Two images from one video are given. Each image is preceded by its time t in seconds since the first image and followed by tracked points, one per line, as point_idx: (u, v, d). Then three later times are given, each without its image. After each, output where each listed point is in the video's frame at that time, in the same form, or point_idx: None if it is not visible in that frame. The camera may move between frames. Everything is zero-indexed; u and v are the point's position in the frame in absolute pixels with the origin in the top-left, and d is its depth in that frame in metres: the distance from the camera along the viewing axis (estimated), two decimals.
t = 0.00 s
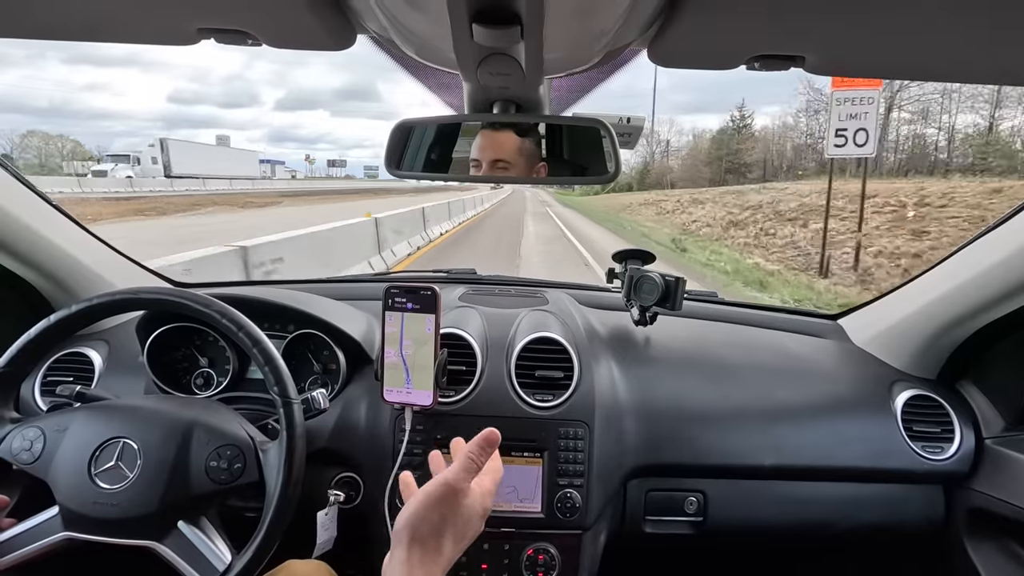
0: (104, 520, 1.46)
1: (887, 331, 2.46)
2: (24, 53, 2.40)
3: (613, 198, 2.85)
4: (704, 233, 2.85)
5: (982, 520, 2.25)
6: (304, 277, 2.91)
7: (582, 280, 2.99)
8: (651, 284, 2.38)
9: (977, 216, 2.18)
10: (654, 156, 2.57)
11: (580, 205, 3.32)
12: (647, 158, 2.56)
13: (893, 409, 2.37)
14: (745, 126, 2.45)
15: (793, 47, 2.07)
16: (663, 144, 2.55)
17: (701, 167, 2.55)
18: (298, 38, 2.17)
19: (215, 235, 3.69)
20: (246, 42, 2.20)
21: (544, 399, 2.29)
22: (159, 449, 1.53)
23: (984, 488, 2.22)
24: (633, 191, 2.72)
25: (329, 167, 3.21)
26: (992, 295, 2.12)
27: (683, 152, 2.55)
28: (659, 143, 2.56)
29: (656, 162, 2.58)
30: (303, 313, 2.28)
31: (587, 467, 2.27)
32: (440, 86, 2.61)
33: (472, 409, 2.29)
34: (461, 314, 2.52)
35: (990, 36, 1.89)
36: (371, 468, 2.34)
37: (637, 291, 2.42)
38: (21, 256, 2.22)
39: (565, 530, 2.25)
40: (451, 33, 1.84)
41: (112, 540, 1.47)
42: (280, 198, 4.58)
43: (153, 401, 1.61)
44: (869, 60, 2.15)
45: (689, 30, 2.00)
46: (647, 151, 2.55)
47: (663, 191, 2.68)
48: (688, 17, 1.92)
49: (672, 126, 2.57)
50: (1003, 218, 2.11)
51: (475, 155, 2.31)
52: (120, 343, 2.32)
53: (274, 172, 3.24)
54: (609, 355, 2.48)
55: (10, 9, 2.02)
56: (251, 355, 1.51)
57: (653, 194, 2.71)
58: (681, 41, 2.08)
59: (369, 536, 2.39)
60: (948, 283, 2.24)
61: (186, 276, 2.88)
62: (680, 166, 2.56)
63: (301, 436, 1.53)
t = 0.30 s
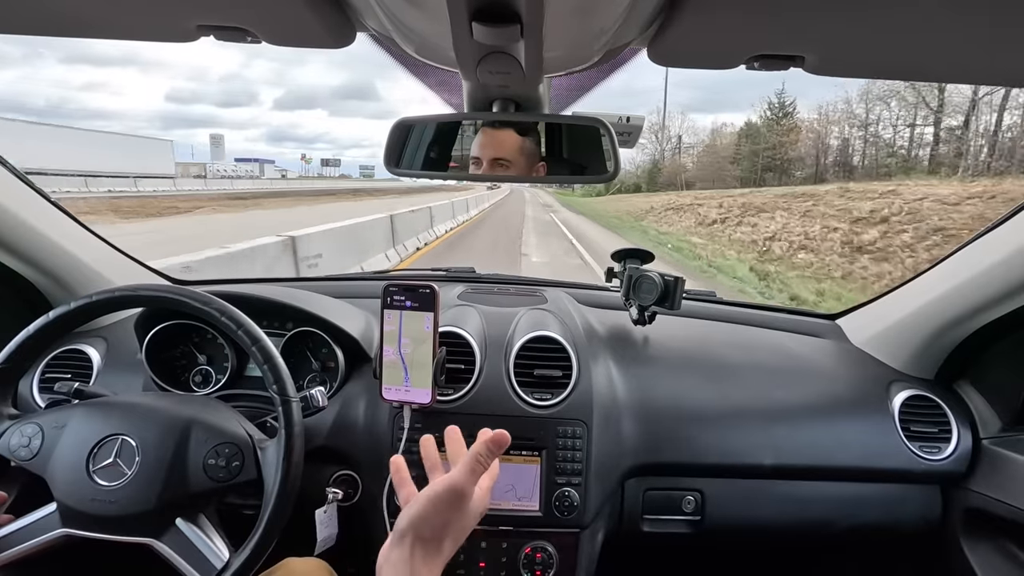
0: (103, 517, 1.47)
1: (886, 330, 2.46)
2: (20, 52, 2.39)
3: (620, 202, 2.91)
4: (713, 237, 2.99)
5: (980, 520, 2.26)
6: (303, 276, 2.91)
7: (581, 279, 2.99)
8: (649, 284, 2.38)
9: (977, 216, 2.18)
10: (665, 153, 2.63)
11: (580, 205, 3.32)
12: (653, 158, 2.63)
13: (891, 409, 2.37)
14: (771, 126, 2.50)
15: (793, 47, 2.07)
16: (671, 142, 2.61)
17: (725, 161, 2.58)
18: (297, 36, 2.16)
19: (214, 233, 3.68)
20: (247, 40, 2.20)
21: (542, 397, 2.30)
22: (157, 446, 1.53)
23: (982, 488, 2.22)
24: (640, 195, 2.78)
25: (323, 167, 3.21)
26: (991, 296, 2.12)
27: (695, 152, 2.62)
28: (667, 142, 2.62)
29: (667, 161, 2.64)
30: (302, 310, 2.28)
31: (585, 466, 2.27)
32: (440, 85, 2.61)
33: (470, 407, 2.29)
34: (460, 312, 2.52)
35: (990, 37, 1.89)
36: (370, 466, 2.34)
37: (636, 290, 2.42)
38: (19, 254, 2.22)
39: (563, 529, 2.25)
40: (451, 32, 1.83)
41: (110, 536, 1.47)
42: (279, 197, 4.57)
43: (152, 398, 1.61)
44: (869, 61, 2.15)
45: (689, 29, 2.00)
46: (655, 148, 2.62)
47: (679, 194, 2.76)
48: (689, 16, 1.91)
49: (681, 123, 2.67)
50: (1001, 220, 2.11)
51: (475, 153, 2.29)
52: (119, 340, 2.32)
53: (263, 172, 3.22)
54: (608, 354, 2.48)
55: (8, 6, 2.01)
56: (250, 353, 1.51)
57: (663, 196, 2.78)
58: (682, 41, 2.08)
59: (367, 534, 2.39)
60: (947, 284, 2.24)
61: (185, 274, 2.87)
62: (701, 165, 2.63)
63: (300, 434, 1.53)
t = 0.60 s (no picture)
0: (104, 520, 1.46)
1: (887, 330, 2.46)
2: (18, 53, 2.39)
3: (632, 204, 2.90)
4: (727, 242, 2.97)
5: (983, 519, 2.25)
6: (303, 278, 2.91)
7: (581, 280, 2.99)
8: (650, 284, 2.38)
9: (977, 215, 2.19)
10: (678, 151, 2.62)
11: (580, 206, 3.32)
12: (663, 157, 2.63)
13: (892, 408, 2.37)
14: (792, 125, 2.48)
15: (791, 46, 2.07)
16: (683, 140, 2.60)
17: (743, 164, 2.56)
18: (296, 39, 2.17)
19: (214, 236, 3.68)
20: (246, 42, 2.20)
21: (543, 399, 2.30)
22: (158, 449, 1.53)
23: (984, 487, 2.22)
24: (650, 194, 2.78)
25: (317, 167, 3.13)
26: (992, 295, 2.12)
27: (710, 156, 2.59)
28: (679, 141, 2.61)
29: (680, 158, 2.62)
30: (303, 313, 2.28)
31: (586, 467, 2.27)
32: (439, 86, 2.61)
33: (471, 409, 2.29)
34: (461, 314, 2.52)
35: (988, 36, 1.89)
36: (371, 468, 2.34)
37: (636, 291, 2.42)
38: (20, 258, 2.23)
39: (565, 530, 2.25)
40: (450, 34, 1.84)
41: (112, 540, 1.47)
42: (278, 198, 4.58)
43: (153, 401, 1.61)
44: (868, 60, 2.15)
45: (689, 30, 2.00)
46: (666, 146, 2.62)
47: (695, 194, 2.73)
48: (688, 17, 1.92)
49: (694, 120, 2.66)
50: (1002, 218, 2.12)
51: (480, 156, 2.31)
52: (120, 344, 2.32)
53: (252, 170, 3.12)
54: (609, 354, 2.48)
55: (7, 9, 2.01)
56: (250, 354, 1.51)
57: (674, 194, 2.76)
58: (681, 41, 2.09)
59: (369, 536, 2.39)
60: (947, 283, 2.24)
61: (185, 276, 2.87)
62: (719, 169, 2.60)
63: (301, 435, 1.53)
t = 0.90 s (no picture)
0: (102, 520, 1.46)
1: (886, 331, 2.46)
2: (15, 51, 2.38)
3: (649, 207, 2.88)
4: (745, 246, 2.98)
5: (981, 520, 2.25)
6: (302, 278, 2.91)
7: (581, 280, 2.99)
8: (648, 284, 2.38)
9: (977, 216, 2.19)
10: (694, 149, 2.62)
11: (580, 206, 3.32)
12: (677, 156, 2.64)
13: (892, 409, 2.37)
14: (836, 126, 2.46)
15: (790, 48, 2.07)
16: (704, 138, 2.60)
17: (780, 163, 2.53)
18: (296, 38, 2.17)
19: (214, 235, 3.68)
20: (245, 42, 2.20)
21: (542, 398, 2.30)
22: (157, 448, 1.53)
23: (983, 488, 2.22)
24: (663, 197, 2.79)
25: (310, 165, 3.11)
26: (991, 295, 2.13)
27: (733, 154, 2.59)
28: (695, 136, 2.62)
29: (697, 156, 2.63)
30: (301, 312, 2.28)
31: (585, 468, 2.27)
32: (439, 87, 2.61)
33: (470, 408, 2.29)
34: (459, 314, 2.52)
35: (987, 38, 1.89)
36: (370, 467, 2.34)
37: (635, 291, 2.42)
38: (18, 257, 2.22)
39: (563, 530, 2.25)
40: (449, 33, 1.83)
41: (110, 539, 1.47)
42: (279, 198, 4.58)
43: (152, 401, 1.61)
44: (867, 62, 2.15)
45: (688, 30, 2.00)
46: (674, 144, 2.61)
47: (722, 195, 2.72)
48: (688, 18, 1.92)
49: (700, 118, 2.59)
50: (1003, 218, 2.12)
51: (475, 152, 2.32)
52: (118, 343, 2.32)
53: (239, 169, 3.06)
54: (607, 354, 2.49)
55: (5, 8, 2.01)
56: (248, 353, 1.51)
57: (693, 195, 2.78)
58: (681, 42, 2.09)
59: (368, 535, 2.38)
60: (946, 284, 2.24)
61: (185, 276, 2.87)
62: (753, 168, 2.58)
63: (299, 434, 1.53)
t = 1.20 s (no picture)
0: (104, 522, 1.46)
1: (887, 328, 2.46)
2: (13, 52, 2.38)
3: (680, 211, 2.78)
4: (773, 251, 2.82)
5: (982, 516, 2.25)
6: (302, 279, 2.91)
7: (582, 279, 2.99)
8: (649, 283, 2.38)
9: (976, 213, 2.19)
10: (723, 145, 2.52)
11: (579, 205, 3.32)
12: (696, 152, 2.58)
13: (892, 406, 2.37)
14: (892, 129, 2.35)
15: (789, 45, 2.07)
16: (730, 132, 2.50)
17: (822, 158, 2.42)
18: (294, 38, 2.17)
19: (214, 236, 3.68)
20: (243, 42, 2.20)
21: (543, 398, 2.30)
22: (158, 450, 1.53)
23: (984, 484, 2.22)
24: (685, 200, 2.71)
25: (302, 164, 3.21)
26: (990, 292, 2.13)
27: (764, 154, 2.50)
28: (715, 130, 2.55)
29: (725, 153, 2.52)
30: (302, 312, 2.28)
31: (586, 466, 2.27)
32: (438, 86, 2.61)
33: (471, 408, 2.29)
34: (460, 313, 2.52)
35: (986, 33, 1.89)
36: (371, 467, 2.34)
37: (635, 290, 2.42)
38: (17, 259, 2.22)
39: (565, 529, 2.25)
40: (448, 32, 1.83)
41: (112, 541, 1.47)
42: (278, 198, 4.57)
43: (153, 403, 1.61)
44: (866, 58, 2.15)
45: (687, 28, 2.00)
46: (673, 142, 2.61)
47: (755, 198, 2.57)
48: (686, 15, 1.92)
49: (699, 116, 2.59)
50: (1002, 215, 2.12)
51: (475, 147, 2.30)
52: (119, 345, 2.32)
53: (227, 168, 3.06)
54: (608, 353, 2.49)
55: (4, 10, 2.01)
56: (249, 354, 1.51)
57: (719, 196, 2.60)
58: (680, 40, 2.08)
59: (369, 535, 2.38)
60: (946, 281, 2.24)
61: (185, 277, 2.87)
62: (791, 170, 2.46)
63: (300, 435, 1.53)
